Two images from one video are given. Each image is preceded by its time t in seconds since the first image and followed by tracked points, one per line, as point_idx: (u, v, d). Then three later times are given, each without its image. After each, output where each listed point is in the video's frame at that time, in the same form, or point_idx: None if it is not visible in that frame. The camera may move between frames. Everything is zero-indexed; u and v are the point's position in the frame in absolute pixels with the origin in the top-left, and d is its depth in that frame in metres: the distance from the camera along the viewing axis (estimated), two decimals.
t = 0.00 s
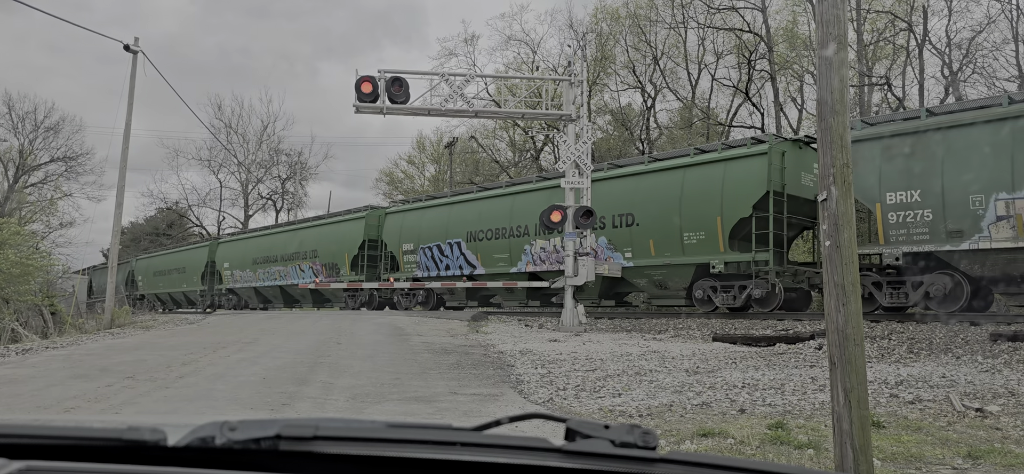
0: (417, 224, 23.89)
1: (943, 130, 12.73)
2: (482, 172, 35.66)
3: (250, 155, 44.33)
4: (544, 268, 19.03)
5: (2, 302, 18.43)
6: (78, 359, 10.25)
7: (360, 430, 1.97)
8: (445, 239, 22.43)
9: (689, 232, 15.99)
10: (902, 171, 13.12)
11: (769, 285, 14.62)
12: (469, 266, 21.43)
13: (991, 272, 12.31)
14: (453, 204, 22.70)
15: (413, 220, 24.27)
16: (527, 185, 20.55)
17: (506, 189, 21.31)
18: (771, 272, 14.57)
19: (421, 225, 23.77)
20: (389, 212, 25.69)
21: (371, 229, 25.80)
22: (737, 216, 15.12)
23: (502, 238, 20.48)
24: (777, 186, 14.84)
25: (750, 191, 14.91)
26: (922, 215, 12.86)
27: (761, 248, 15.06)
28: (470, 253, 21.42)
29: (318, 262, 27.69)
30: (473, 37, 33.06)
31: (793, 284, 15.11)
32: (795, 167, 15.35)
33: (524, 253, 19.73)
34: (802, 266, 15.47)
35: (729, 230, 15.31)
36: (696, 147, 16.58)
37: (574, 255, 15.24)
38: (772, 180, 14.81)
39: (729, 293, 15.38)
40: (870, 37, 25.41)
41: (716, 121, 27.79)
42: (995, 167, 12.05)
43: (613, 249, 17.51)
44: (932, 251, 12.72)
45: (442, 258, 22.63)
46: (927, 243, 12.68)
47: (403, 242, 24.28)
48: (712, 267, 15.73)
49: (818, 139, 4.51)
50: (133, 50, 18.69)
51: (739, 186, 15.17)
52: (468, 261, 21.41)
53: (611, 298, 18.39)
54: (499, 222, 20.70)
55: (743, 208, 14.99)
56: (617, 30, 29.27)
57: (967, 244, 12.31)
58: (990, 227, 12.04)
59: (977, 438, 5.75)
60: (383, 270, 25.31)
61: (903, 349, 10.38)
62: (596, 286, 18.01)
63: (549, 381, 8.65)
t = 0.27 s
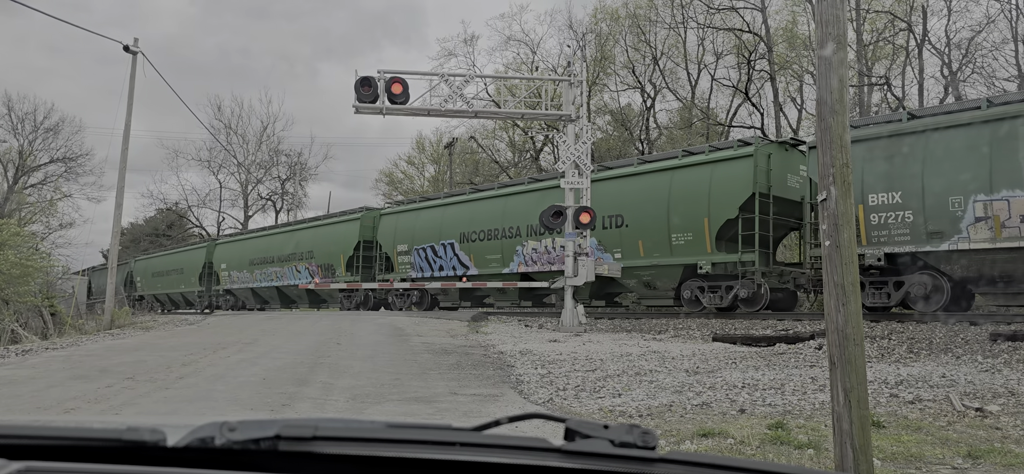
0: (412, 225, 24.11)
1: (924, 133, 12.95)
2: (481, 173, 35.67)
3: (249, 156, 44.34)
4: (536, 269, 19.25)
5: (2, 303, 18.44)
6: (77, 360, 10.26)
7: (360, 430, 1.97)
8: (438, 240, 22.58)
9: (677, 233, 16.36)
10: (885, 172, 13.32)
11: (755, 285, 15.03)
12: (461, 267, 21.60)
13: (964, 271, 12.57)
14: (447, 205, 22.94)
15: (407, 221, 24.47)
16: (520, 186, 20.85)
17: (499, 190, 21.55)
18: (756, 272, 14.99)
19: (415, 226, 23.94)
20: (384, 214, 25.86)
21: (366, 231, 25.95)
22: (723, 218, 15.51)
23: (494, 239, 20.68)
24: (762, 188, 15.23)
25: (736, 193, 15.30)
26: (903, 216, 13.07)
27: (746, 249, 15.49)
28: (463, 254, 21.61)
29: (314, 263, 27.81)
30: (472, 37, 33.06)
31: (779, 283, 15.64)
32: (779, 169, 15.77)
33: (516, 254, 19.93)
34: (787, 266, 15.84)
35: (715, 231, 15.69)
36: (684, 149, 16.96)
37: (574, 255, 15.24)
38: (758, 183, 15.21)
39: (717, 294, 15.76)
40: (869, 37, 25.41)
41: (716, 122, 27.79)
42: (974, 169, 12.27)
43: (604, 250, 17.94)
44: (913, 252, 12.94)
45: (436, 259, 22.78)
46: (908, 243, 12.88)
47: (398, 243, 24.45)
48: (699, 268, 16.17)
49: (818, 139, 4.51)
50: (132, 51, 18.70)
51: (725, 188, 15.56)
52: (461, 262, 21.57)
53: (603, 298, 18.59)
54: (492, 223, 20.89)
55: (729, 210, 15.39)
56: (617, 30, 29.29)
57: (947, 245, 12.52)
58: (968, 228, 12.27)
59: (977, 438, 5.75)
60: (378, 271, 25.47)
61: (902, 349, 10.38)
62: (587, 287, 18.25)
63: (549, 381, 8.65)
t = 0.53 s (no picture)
0: (406, 226, 24.28)
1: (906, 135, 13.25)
2: (480, 173, 35.68)
3: (249, 157, 44.34)
4: (527, 269, 19.37)
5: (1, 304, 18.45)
6: (77, 361, 10.26)
7: (358, 431, 1.97)
8: (432, 241, 22.75)
9: (665, 234, 16.65)
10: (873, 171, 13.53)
11: (741, 286, 15.29)
12: (454, 267, 21.75)
13: (960, 273, 12.59)
14: (440, 206, 23.11)
15: (401, 223, 24.63)
16: (513, 188, 21.06)
17: (492, 191, 21.73)
18: (742, 272, 15.28)
19: (409, 227, 24.13)
20: (379, 216, 26.02)
21: (361, 232, 26.09)
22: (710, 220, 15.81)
23: (486, 240, 20.84)
24: (748, 190, 15.53)
25: (723, 196, 15.60)
26: (886, 217, 13.33)
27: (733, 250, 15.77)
28: (456, 255, 21.77)
29: (310, 264, 27.91)
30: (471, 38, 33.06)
31: (766, 284, 15.93)
32: (766, 171, 16.07)
33: (508, 255, 20.07)
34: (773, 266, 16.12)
35: (703, 232, 15.96)
36: (673, 152, 17.23)
37: (574, 255, 15.24)
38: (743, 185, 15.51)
39: (704, 294, 16.05)
40: (869, 37, 25.42)
41: (715, 122, 27.76)
42: (953, 171, 12.51)
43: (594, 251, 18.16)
44: (895, 252, 13.17)
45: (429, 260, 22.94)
46: (890, 244, 13.13)
47: (392, 244, 24.62)
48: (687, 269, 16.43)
49: (817, 139, 4.51)
50: (132, 52, 18.71)
51: (712, 190, 15.86)
52: (455, 263, 21.72)
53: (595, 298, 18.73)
54: (484, 224, 21.06)
55: (716, 212, 15.68)
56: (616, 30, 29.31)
57: (927, 246, 12.72)
58: (948, 229, 12.48)
59: (977, 437, 5.74)
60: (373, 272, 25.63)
61: (902, 349, 10.38)
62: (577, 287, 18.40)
63: (548, 381, 8.65)
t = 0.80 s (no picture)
0: (401, 227, 24.46)
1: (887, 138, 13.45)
2: (480, 173, 35.67)
3: (248, 157, 44.33)
4: (519, 270, 19.59)
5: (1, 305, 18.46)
6: (76, 362, 10.25)
7: (358, 431, 1.97)
8: (426, 242, 22.97)
9: (654, 235, 16.95)
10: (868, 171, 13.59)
11: (729, 286, 15.50)
12: (447, 268, 21.97)
13: (959, 272, 12.64)
14: (434, 207, 23.32)
15: (396, 223, 24.81)
16: (505, 189, 21.28)
17: (486, 192, 21.95)
18: (728, 273, 15.61)
19: (404, 227, 24.32)
20: (373, 217, 26.18)
21: (357, 233, 26.24)
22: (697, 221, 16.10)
23: (479, 241, 21.09)
24: (734, 191, 15.83)
25: (710, 197, 15.88)
26: (867, 219, 13.56)
27: (720, 250, 16.06)
28: (450, 256, 22.00)
29: (306, 264, 28.02)
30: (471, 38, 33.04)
31: (751, 284, 16.31)
32: (752, 173, 16.38)
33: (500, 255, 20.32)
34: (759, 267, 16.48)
35: (691, 232, 16.25)
36: (661, 154, 17.52)
37: (573, 256, 15.24)
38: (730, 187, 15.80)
39: (692, 294, 16.28)
40: (868, 37, 25.43)
41: (714, 122, 27.77)
42: (933, 173, 12.74)
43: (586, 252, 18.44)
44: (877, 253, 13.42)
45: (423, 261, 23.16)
46: (871, 245, 13.35)
47: (387, 245, 24.82)
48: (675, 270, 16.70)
49: (817, 139, 4.52)
50: (131, 52, 18.70)
51: (699, 192, 16.16)
52: (448, 264, 21.91)
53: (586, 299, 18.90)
54: (477, 226, 21.32)
55: (702, 213, 15.97)
56: (615, 30, 29.29)
57: (907, 247, 12.97)
58: (929, 230, 12.72)
59: (977, 437, 5.74)
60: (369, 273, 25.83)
61: (902, 349, 10.38)
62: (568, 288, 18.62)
63: (548, 382, 8.65)
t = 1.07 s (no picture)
0: (395, 227, 24.53)
1: (870, 141, 13.68)
2: (480, 174, 35.67)
3: (248, 158, 44.32)
4: (512, 271, 19.69)
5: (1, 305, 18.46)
6: (76, 363, 10.25)
7: (357, 431, 1.97)
8: (420, 243, 23.06)
9: (644, 236, 17.12)
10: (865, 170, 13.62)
11: (716, 286, 15.77)
12: (441, 269, 22.05)
13: (959, 272, 12.59)
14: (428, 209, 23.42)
15: (390, 224, 24.87)
16: (498, 191, 21.39)
17: (479, 194, 22.07)
18: (716, 273, 15.80)
19: (398, 228, 24.40)
20: (368, 219, 26.22)
21: (352, 234, 26.28)
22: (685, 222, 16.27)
23: (473, 242, 21.20)
24: (722, 193, 15.99)
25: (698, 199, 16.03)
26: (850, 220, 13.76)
27: (708, 251, 16.22)
28: (444, 257, 22.07)
29: (302, 265, 28.06)
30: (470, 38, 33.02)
31: (739, 285, 16.49)
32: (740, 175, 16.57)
33: (493, 256, 20.45)
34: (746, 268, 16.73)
35: (679, 233, 16.43)
36: (651, 155, 17.68)
37: (573, 256, 15.23)
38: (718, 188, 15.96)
39: (680, 294, 16.52)
40: (867, 37, 25.44)
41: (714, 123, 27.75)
42: (914, 176, 12.97)
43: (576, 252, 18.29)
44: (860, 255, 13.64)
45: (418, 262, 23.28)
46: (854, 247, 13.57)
47: (382, 246, 24.88)
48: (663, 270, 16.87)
49: (817, 139, 4.52)
50: (130, 53, 18.69)
51: (688, 194, 16.31)
52: (442, 265, 22.01)
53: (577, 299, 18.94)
54: (471, 227, 21.45)
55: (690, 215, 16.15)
56: (615, 30, 29.28)
57: (889, 248, 13.22)
58: (910, 231, 12.94)
59: (977, 437, 5.73)
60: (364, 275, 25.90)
61: (902, 349, 10.38)
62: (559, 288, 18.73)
63: (548, 382, 8.65)
